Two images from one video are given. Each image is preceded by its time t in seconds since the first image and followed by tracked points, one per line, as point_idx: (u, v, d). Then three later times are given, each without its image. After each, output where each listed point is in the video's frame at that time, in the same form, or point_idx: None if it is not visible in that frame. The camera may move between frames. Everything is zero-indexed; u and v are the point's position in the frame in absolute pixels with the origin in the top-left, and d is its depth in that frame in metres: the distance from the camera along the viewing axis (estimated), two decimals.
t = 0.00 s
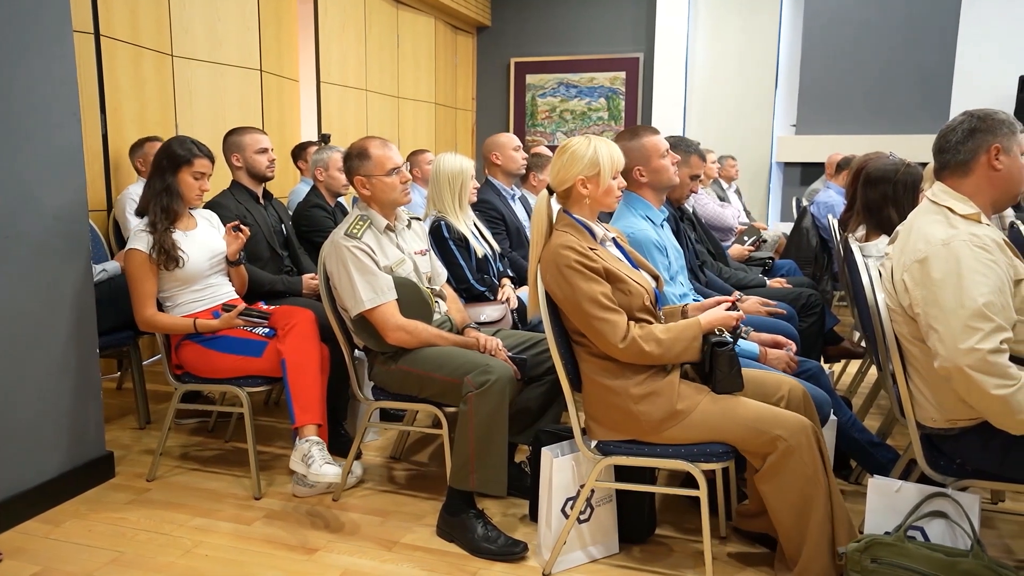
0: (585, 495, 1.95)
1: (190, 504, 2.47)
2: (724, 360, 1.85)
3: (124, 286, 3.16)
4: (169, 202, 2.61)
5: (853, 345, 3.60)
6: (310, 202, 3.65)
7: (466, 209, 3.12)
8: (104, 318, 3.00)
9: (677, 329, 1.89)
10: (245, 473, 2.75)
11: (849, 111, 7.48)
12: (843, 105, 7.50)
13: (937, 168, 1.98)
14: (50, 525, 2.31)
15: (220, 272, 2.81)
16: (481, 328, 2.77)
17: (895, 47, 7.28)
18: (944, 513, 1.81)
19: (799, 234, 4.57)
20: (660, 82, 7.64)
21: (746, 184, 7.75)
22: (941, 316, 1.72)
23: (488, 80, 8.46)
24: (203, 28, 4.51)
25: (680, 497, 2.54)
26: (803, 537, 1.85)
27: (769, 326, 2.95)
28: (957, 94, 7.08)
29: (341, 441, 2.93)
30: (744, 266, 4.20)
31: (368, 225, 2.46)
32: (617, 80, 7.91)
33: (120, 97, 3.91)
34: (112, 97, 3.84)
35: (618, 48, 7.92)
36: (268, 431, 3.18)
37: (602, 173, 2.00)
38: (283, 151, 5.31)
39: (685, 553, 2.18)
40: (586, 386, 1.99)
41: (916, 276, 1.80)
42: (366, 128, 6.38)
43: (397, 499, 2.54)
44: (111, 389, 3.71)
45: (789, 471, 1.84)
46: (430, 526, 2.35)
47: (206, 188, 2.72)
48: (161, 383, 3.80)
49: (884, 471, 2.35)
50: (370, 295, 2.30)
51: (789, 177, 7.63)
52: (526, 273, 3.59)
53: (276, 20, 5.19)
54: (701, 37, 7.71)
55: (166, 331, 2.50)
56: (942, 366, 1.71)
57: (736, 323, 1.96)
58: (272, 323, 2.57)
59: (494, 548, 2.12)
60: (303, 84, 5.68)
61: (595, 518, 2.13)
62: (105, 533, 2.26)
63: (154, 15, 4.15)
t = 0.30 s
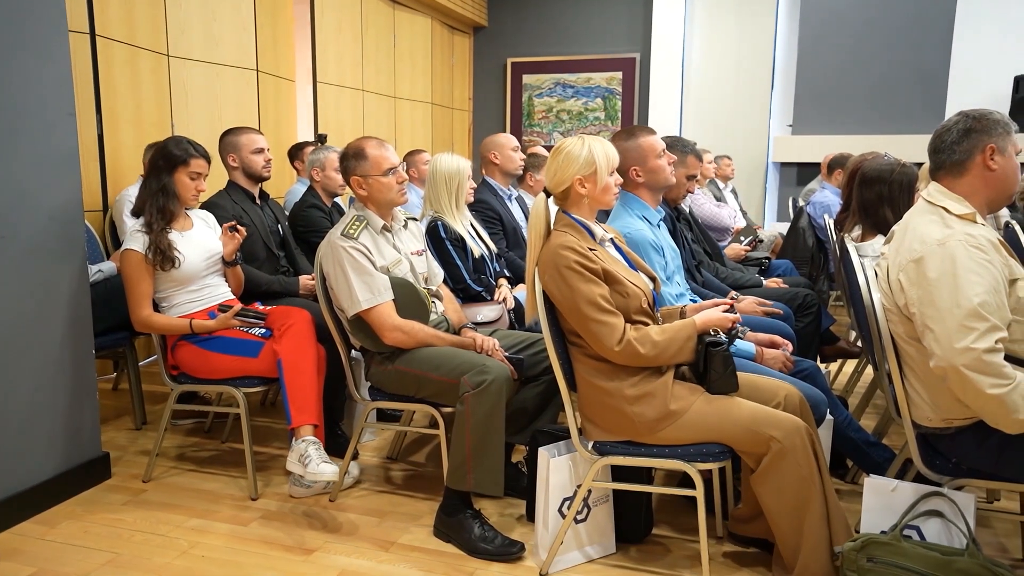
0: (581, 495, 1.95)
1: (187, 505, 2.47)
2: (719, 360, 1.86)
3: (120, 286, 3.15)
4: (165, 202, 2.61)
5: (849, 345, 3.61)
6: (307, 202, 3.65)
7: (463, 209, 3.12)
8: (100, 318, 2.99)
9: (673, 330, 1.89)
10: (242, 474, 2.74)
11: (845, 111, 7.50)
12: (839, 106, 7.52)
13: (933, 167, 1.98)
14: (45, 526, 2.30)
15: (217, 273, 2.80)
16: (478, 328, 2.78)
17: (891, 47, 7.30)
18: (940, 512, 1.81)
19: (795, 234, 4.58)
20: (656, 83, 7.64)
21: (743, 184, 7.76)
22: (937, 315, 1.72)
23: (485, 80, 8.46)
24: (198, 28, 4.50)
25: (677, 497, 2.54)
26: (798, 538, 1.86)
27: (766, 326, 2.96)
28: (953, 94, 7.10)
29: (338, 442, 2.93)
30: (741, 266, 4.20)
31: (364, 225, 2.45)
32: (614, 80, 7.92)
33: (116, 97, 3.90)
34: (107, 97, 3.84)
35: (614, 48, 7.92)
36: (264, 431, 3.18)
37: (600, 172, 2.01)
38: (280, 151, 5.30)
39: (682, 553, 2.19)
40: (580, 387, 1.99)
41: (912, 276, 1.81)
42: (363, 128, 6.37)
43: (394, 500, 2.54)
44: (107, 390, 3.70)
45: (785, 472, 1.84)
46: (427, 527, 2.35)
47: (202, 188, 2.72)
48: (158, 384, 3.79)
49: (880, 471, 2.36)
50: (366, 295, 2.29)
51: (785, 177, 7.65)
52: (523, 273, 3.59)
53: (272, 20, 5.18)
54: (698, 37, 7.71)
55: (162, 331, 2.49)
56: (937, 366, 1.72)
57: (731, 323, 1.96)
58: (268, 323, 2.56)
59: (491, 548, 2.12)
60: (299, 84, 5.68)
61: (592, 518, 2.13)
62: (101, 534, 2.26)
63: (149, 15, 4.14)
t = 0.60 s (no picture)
0: (577, 495, 1.95)
1: (183, 505, 2.47)
2: (714, 359, 1.87)
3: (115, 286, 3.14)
4: (160, 201, 2.61)
5: (845, 344, 3.61)
6: (303, 202, 3.64)
7: (459, 209, 3.12)
8: (95, 318, 2.98)
9: (670, 329, 1.89)
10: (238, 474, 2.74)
11: (840, 111, 7.52)
12: (835, 105, 7.54)
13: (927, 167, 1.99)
14: (41, 527, 2.30)
15: (213, 273, 2.80)
16: (473, 329, 2.78)
17: (886, 48, 7.32)
18: (935, 511, 1.82)
19: (791, 233, 4.58)
20: (652, 82, 7.65)
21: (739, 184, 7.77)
22: (932, 315, 1.73)
23: (481, 80, 8.46)
24: (194, 27, 4.49)
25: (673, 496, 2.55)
26: (792, 538, 1.86)
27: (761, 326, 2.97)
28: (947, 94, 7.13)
29: (334, 442, 2.92)
30: (737, 266, 4.21)
31: (360, 225, 2.45)
32: (610, 80, 7.92)
33: (111, 97, 3.89)
34: (102, 96, 3.83)
35: (610, 48, 7.92)
36: (261, 432, 3.17)
37: (597, 169, 2.01)
38: (276, 151, 5.30)
39: (678, 553, 2.19)
40: (576, 387, 1.99)
41: (907, 275, 1.81)
42: (359, 128, 6.37)
43: (390, 500, 2.53)
44: (102, 391, 3.69)
45: (781, 472, 1.84)
46: (423, 527, 2.35)
47: (197, 185, 2.72)
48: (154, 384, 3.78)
49: (875, 470, 2.36)
50: (363, 295, 2.29)
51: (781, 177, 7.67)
52: (519, 273, 3.58)
53: (268, 20, 5.17)
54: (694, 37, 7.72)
55: (158, 332, 2.49)
56: (933, 365, 1.73)
57: (726, 322, 1.96)
58: (264, 323, 2.54)
59: (488, 548, 2.12)
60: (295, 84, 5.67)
61: (589, 518, 2.13)
62: (96, 534, 2.25)
63: (144, 15, 4.13)
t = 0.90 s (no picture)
0: (574, 495, 1.96)
1: (179, 505, 2.46)
2: (712, 359, 1.88)
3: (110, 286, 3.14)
4: (154, 199, 2.60)
5: (841, 343, 3.62)
6: (299, 202, 3.64)
7: (456, 208, 3.12)
8: (90, 318, 2.98)
9: (667, 328, 1.89)
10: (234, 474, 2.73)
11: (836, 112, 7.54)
12: (831, 106, 7.55)
13: (923, 167, 1.99)
14: (36, 528, 2.29)
15: (208, 273, 2.79)
16: (470, 328, 2.77)
17: (881, 48, 7.34)
18: (931, 510, 1.82)
19: (787, 233, 4.59)
20: (649, 82, 7.65)
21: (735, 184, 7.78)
22: (928, 314, 1.73)
23: (477, 80, 8.46)
24: (189, 27, 4.48)
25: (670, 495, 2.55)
26: (788, 539, 1.86)
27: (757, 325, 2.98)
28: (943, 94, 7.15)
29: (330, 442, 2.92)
30: (733, 266, 4.22)
31: (357, 225, 2.44)
32: (606, 80, 7.92)
33: (106, 97, 3.88)
34: (97, 96, 3.82)
35: (607, 48, 7.92)
36: (257, 432, 3.17)
37: (594, 167, 2.01)
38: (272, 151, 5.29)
39: (675, 552, 2.19)
40: (573, 385, 1.98)
41: (903, 275, 1.82)
42: (355, 128, 6.36)
43: (386, 500, 2.53)
44: (98, 391, 3.68)
45: (777, 472, 1.84)
46: (420, 526, 2.34)
47: (192, 179, 2.71)
48: (149, 385, 3.77)
49: (871, 469, 2.37)
50: (359, 295, 2.29)
51: (777, 176, 7.68)
52: (516, 273, 3.58)
53: (264, 20, 5.17)
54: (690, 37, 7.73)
55: (153, 332, 2.48)
56: (928, 364, 1.73)
57: (725, 322, 1.97)
58: (260, 323, 2.55)
59: (484, 548, 2.12)
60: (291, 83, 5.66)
61: (585, 517, 2.13)
62: (92, 535, 2.25)
63: (140, 15, 4.12)
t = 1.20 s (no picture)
0: (571, 494, 1.95)
1: (176, 506, 2.46)
2: (709, 358, 1.87)
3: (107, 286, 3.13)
4: (150, 198, 2.60)
5: (837, 343, 3.63)
6: (296, 202, 3.63)
7: (453, 208, 3.12)
8: (86, 318, 2.97)
9: (665, 327, 1.90)
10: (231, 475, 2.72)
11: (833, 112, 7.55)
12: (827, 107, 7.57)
13: (920, 167, 2.00)
14: (32, 528, 2.28)
15: (205, 272, 2.79)
16: (467, 328, 2.78)
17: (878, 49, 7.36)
18: (927, 510, 1.82)
19: (784, 233, 4.60)
20: (646, 82, 7.66)
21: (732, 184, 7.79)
22: (924, 313, 1.73)
23: (474, 80, 8.46)
24: (186, 27, 4.48)
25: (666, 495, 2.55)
26: (786, 539, 1.86)
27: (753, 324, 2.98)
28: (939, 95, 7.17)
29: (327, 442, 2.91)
30: (730, 266, 4.22)
31: (354, 224, 2.44)
32: (603, 80, 7.92)
33: (102, 96, 3.87)
34: (93, 96, 3.81)
35: (604, 48, 7.93)
36: (253, 432, 3.16)
37: (592, 167, 2.01)
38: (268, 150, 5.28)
39: (671, 553, 2.19)
40: (570, 386, 1.98)
41: (900, 275, 1.82)
42: (352, 128, 6.36)
43: (383, 500, 2.53)
44: (94, 391, 3.68)
45: (773, 472, 1.84)
46: (417, 527, 2.34)
47: (188, 177, 2.70)
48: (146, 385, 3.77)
49: (868, 469, 2.38)
50: (356, 295, 2.29)
51: (774, 177, 7.69)
52: (513, 273, 3.59)
53: (261, 19, 5.16)
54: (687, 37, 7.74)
55: (150, 332, 2.47)
56: (925, 364, 1.73)
57: (723, 322, 1.97)
58: (257, 324, 2.55)
59: (481, 548, 2.12)
60: (288, 83, 5.66)
61: (582, 517, 2.13)
62: (89, 535, 2.24)
63: (137, 14, 4.11)
